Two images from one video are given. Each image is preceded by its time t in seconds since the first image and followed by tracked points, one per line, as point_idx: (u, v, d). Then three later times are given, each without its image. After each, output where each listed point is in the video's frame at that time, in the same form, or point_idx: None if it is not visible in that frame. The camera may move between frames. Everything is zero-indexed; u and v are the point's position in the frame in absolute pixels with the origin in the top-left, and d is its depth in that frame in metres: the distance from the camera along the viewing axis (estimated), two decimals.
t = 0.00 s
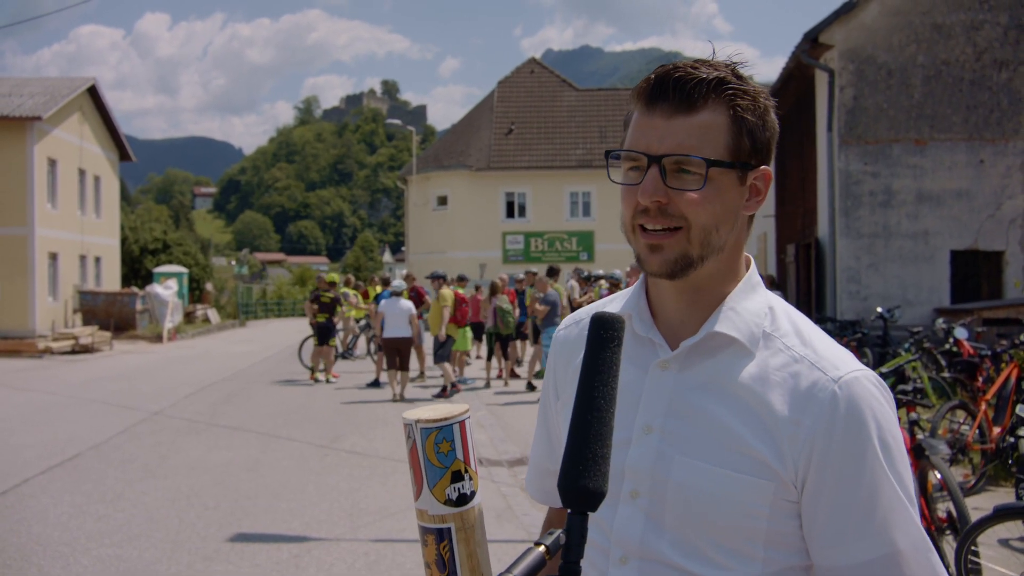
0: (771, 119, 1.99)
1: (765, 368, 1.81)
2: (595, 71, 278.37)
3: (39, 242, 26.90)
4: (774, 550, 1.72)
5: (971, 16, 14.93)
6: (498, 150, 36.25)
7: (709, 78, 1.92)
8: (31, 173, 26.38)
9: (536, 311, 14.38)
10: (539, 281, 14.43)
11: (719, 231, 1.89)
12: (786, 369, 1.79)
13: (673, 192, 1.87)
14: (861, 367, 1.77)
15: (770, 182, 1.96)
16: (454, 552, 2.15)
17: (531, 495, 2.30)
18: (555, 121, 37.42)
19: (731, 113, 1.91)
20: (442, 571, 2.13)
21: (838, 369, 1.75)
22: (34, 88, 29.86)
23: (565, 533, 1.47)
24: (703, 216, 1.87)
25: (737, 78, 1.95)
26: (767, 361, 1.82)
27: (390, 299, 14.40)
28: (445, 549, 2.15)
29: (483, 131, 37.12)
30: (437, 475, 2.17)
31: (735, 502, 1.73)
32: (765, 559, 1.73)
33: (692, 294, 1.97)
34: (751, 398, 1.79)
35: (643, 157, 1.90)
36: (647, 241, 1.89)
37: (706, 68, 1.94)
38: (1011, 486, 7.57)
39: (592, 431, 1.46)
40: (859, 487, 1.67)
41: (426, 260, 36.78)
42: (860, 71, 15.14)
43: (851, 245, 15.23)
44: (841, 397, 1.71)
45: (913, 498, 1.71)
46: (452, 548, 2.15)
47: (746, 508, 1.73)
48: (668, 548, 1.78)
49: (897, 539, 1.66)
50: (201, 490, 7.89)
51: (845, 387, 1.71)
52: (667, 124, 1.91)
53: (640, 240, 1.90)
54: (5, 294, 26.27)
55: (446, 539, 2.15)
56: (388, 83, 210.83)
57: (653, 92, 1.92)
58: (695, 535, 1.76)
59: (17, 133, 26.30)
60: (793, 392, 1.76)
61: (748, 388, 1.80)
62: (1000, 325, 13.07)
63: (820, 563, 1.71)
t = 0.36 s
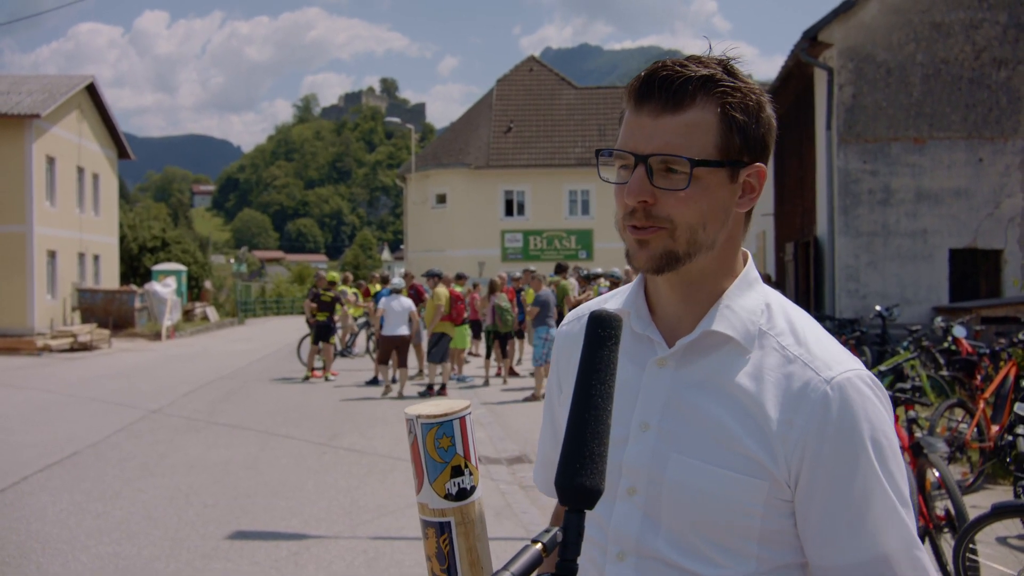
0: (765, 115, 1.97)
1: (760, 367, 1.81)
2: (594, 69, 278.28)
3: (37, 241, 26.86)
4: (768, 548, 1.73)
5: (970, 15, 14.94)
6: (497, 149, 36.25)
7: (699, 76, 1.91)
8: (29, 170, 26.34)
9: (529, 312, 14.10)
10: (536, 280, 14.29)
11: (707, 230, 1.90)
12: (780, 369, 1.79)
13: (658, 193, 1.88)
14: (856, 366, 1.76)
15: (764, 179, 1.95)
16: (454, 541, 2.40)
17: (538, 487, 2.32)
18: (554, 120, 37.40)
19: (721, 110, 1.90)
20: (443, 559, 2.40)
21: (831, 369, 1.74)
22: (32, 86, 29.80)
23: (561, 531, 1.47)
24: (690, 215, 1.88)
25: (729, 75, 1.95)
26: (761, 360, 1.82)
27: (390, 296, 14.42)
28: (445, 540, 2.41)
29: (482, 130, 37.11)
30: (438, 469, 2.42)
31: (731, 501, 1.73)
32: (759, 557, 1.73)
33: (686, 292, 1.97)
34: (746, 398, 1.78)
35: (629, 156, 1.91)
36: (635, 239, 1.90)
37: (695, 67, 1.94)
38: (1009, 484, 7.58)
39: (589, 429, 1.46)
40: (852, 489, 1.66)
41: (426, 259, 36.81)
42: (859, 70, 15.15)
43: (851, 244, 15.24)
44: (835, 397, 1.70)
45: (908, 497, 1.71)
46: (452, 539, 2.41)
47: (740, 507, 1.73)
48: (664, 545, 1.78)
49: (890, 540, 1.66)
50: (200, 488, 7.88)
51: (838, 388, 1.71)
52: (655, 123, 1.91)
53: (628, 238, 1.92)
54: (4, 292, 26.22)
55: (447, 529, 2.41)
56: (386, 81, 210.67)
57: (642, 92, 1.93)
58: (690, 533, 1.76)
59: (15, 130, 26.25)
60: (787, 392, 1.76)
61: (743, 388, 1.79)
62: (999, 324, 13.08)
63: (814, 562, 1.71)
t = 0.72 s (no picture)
0: (758, 114, 1.96)
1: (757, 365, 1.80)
2: (593, 66, 278.33)
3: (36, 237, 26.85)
4: (766, 544, 1.74)
5: (969, 11, 14.94)
6: (495, 145, 36.22)
7: (691, 76, 1.90)
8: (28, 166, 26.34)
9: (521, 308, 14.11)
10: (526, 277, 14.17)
11: (703, 230, 1.89)
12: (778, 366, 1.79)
13: (655, 195, 1.87)
14: (852, 363, 1.76)
15: (759, 177, 1.94)
16: (448, 543, 2.04)
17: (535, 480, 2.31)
18: (553, 116, 37.40)
19: (715, 111, 1.89)
20: (437, 564, 2.02)
21: (830, 366, 1.74)
22: (31, 82, 29.76)
23: (557, 532, 1.47)
24: (686, 215, 1.87)
25: (723, 74, 1.93)
26: (758, 357, 1.82)
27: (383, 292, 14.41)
28: (439, 538, 2.05)
29: (481, 126, 37.10)
30: (433, 465, 2.07)
31: (730, 498, 1.73)
32: (757, 553, 1.73)
33: (681, 290, 1.97)
34: (743, 394, 1.78)
35: (624, 158, 1.90)
36: (631, 241, 1.90)
37: (690, 66, 1.92)
38: (1007, 481, 7.60)
39: (587, 432, 1.46)
40: (850, 486, 1.67)
41: (425, 255, 36.79)
42: (859, 66, 15.14)
43: (850, 241, 15.25)
44: (834, 394, 1.70)
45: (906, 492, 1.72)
46: (446, 539, 2.05)
47: (738, 503, 1.73)
48: (661, 540, 1.78)
49: (889, 534, 1.66)
50: (199, 484, 7.88)
51: (836, 384, 1.71)
52: (649, 125, 1.89)
53: (625, 239, 1.91)
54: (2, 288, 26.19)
55: (442, 529, 2.05)
56: (386, 77, 210.64)
57: (636, 92, 1.91)
58: (688, 527, 1.77)
59: (14, 126, 26.23)
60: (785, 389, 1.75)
61: (742, 384, 1.79)
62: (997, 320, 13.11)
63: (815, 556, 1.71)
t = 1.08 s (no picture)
0: (769, 114, 1.98)
1: (762, 360, 1.81)
2: (593, 66, 278.32)
3: (35, 237, 26.87)
4: (769, 540, 1.74)
5: (967, 13, 14.96)
6: (494, 146, 36.22)
7: (708, 73, 1.91)
8: (27, 166, 26.35)
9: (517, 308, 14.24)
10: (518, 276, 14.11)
11: (716, 225, 1.90)
12: (782, 363, 1.79)
13: (671, 188, 1.88)
14: (856, 360, 1.77)
15: (768, 176, 1.96)
16: (450, 545, 2.17)
17: (533, 484, 2.30)
18: (552, 117, 37.40)
19: (730, 107, 1.90)
20: (440, 566, 2.16)
21: (833, 363, 1.75)
22: (30, 82, 29.75)
23: (552, 536, 1.46)
24: (701, 208, 1.88)
25: (737, 73, 1.94)
26: (764, 354, 1.82)
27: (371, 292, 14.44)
28: (442, 540, 2.17)
29: (480, 127, 37.11)
30: (436, 468, 2.18)
31: (731, 494, 1.74)
32: (760, 550, 1.74)
33: (690, 287, 1.97)
34: (747, 391, 1.79)
35: (642, 151, 1.91)
36: (645, 235, 1.90)
37: (706, 63, 1.94)
38: (1005, 482, 7.61)
39: (582, 435, 1.47)
40: (852, 482, 1.67)
41: (423, 256, 36.77)
42: (857, 68, 15.17)
43: (848, 242, 15.27)
44: (837, 391, 1.71)
45: (907, 487, 1.72)
46: (449, 542, 2.17)
47: (740, 499, 1.73)
48: (665, 537, 1.78)
49: (890, 530, 1.67)
50: (198, 484, 7.88)
51: (840, 381, 1.71)
52: (667, 119, 1.90)
53: (640, 232, 1.91)
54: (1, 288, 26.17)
55: (444, 532, 2.17)
56: (385, 77, 210.57)
57: (654, 87, 1.93)
58: (690, 524, 1.77)
59: (13, 125, 26.23)
60: (787, 386, 1.76)
61: (746, 381, 1.79)
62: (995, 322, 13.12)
63: (818, 553, 1.71)
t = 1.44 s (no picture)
0: (774, 119, 2.00)
1: (763, 362, 1.81)
2: (590, 70, 278.42)
3: (31, 240, 26.83)
4: (770, 541, 1.73)
5: (963, 17, 15.02)
6: (491, 149, 36.27)
7: (719, 76, 1.92)
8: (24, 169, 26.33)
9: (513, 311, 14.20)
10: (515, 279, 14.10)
11: (724, 226, 1.91)
12: (783, 364, 1.79)
13: (682, 188, 1.89)
14: (856, 362, 1.76)
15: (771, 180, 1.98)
16: (463, 543, 2.81)
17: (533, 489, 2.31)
18: (549, 120, 37.44)
19: (737, 111, 1.92)
20: (453, 560, 2.81)
21: (833, 364, 1.74)
22: (27, 85, 29.72)
23: (548, 534, 1.46)
24: (713, 208, 1.89)
25: (746, 77, 1.95)
26: (764, 355, 1.82)
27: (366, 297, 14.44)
28: (455, 539, 2.80)
29: (477, 130, 37.15)
30: (451, 473, 2.81)
31: (731, 495, 1.73)
32: (762, 551, 1.73)
33: (692, 289, 1.98)
34: (747, 392, 1.79)
35: (652, 152, 1.91)
36: (654, 234, 1.91)
37: (715, 66, 1.94)
38: (1001, 485, 7.63)
39: (577, 434, 1.48)
40: (851, 480, 1.67)
41: (420, 259, 36.74)
42: (853, 71, 15.19)
43: (845, 245, 15.28)
44: (836, 391, 1.70)
45: (907, 488, 1.71)
46: (460, 540, 2.81)
47: (741, 500, 1.73)
48: (667, 538, 1.79)
49: (889, 530, 1.66)
50: (193, 488, 7.87)
51: (839, 382, 1.71)
52: (678, 120, 1.91)
53: (647, 230, 1.91)
54: None
55: (457, 532, 2.80)
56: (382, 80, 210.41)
57: (664, 88, 1.93)
58: (692, 526, 1.76)
59: (9, 129, 26.19)
60: (788, 387, 1.76)
61: (746, 383, 1.80)
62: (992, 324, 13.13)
63: (817, 554, 1.71)
